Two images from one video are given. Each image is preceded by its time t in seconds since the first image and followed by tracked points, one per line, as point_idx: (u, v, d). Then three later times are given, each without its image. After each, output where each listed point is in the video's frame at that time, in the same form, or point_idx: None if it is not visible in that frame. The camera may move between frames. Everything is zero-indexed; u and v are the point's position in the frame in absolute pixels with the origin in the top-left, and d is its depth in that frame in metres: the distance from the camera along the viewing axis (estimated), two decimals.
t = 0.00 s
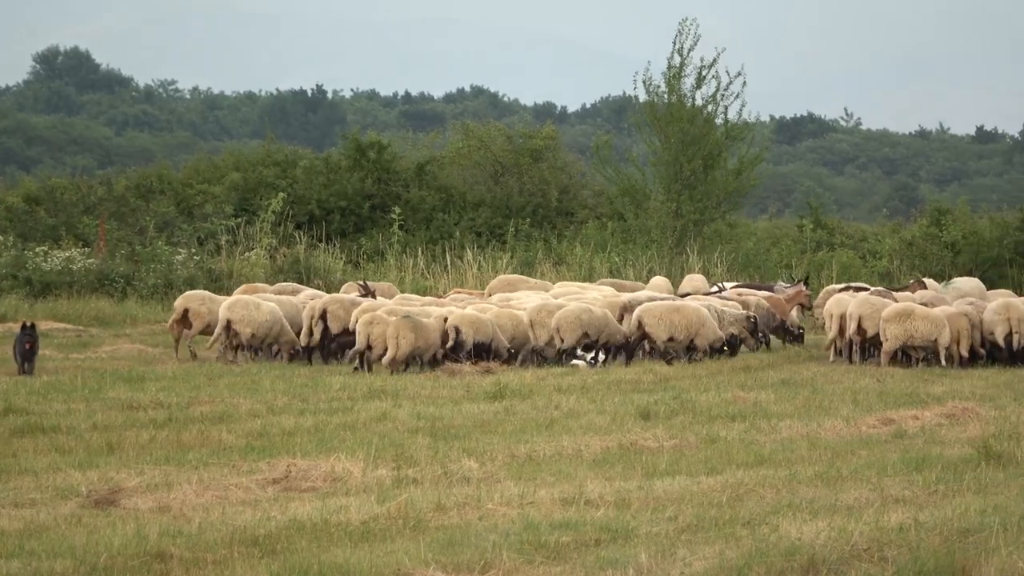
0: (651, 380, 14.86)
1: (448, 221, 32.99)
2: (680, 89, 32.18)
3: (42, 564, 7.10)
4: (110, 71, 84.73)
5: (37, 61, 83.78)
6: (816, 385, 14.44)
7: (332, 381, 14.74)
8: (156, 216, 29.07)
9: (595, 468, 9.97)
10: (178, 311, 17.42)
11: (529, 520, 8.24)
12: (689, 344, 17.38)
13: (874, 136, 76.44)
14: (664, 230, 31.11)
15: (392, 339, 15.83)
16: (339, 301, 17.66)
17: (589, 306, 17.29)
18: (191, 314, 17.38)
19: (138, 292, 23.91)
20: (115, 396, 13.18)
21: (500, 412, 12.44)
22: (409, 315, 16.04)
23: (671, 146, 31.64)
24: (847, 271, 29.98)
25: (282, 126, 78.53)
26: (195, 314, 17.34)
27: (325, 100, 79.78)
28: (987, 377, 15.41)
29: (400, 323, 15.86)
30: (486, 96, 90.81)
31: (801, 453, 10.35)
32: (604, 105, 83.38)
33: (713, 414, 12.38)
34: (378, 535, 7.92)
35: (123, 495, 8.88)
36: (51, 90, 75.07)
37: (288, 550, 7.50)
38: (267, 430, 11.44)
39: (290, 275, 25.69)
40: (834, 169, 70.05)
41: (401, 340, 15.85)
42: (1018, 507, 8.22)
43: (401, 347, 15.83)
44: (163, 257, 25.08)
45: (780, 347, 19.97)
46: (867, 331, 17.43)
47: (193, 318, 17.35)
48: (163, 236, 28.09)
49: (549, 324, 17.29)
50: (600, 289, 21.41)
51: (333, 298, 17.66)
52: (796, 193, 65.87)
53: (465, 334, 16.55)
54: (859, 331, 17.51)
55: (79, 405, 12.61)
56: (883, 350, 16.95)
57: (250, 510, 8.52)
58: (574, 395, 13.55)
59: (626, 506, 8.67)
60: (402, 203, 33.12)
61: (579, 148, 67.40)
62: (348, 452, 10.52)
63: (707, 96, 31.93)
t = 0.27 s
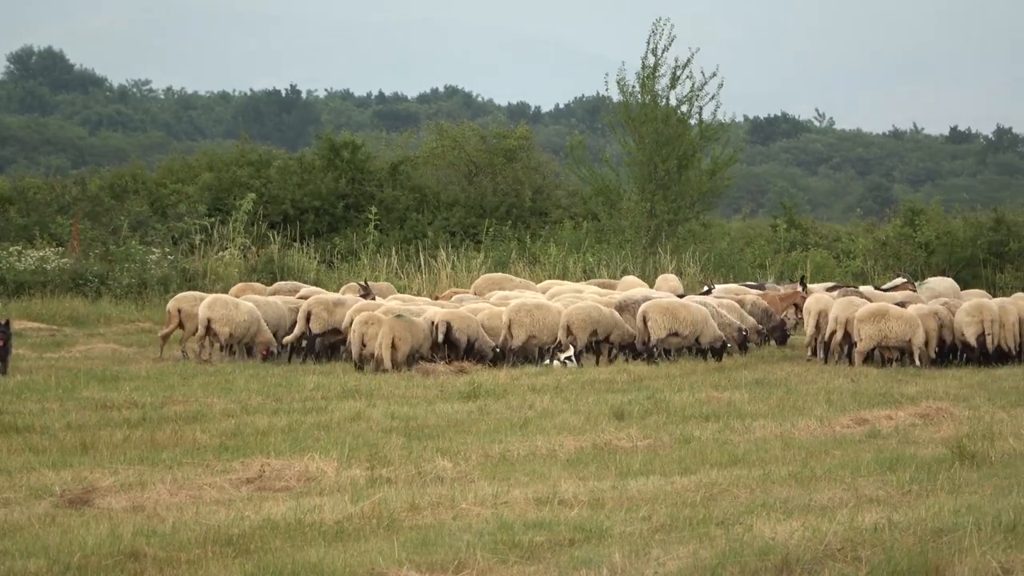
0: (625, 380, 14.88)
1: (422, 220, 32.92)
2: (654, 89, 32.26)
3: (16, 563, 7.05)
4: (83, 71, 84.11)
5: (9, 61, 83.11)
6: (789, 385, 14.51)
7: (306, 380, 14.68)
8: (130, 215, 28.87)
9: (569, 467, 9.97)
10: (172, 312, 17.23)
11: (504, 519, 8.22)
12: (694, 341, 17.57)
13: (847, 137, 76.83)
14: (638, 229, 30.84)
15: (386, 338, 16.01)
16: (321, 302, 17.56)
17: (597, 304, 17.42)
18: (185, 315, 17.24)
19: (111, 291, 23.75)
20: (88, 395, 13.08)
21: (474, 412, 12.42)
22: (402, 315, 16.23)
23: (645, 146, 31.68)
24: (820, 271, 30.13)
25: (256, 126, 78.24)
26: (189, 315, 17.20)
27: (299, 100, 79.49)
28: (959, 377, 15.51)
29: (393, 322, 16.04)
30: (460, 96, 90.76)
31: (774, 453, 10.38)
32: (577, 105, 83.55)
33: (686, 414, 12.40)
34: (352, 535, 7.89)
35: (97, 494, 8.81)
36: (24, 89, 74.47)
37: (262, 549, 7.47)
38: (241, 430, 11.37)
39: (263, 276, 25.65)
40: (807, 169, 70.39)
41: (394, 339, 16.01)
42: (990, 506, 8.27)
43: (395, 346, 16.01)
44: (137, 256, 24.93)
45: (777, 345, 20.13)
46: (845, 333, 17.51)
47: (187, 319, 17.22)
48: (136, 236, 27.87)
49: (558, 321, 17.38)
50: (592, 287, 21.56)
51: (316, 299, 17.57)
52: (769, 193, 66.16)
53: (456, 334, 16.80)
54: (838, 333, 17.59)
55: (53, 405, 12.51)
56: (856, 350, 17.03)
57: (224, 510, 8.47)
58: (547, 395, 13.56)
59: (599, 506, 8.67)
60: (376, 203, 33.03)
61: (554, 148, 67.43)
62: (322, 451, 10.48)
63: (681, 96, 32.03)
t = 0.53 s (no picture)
0: (602, 378, 14.89)
1: (399, 218, 32.81)
2: (630, 87, 32.30)
3: None
4: (59, 67, 83.45)
5: None
6: (766, 383, 14.55)
7: (282, 378, 14.63)
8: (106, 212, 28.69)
9: (546, 465, 9.96)
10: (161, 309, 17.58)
11: (479, 517, 8.21)
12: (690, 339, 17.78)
13: (824, 134, 77.16)
14: (615, 226, 31.42)
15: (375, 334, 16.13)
16: (306, 298, 17.80)
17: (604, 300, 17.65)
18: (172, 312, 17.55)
19: (87, 288, 23.59)
20: (64, 392, 12.99)
21: (451, 410, 12.41)
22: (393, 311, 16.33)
23: (622, 143, 31.71)
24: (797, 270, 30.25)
25: (233, 123, 77.93)
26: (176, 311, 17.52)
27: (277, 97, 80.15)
28: (934, 375, 15.60)
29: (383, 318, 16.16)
30: (437, 93, 90.62)
31: (751, 451, 10.41)
32: (554, 102, 83.62)
33: (662, 412, 12.42)
34: (327, 532, 7.86)
35: (72, 492, 8.75)
36: None
37: (239, 546, 7.44)
38: (217, 427, 11.31)
39: (240, 273, 25.47)
40: (784, 168, 70.77)
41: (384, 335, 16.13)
42: (965, 504, 8.32)
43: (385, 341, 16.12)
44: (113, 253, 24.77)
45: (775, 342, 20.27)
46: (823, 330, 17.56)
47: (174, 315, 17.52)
48: (112, 233, 27.69)
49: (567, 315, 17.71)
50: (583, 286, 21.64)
51: (301, 295, 17.81)
52: (746, 191, 66.35)
53: (445, 333, 16.79)
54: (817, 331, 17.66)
55: (28, 402, 12.41)
56: (834, 348, 17.09)
57: (200, 507, 8.43)
58: (524, 392, 13.56)
59: (576, 503, 8.68)
60: (353, 200, 32.93)
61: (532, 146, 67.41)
62: (298, 449, 10.45)
63: (658, 94, 32.08)
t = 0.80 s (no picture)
0: (581, 374, 14.91)
1: (378, 214, 32.79)
2: (609, 84, 32.32)
3: None
4: (36, 63, 82.77)
5: None
6: (745, 380, 14.60)
7: (261, 373, 14.57)
8: (85, 208, 28.51)
9: (524, 461, 9.96)
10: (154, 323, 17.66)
11: (457, 513, 8.20)
12: (692, 335, 17.79)
13: (803, 131, 77.42)
14: (594, 223, 31.42)
15: (363, 330, 16.28)
16: (291, 293, 17.42)
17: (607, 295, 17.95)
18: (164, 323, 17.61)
19: (65, 284, 23.43)
20: (42, 388, 12.90)
21: (429, 406, 12.39)
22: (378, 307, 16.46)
23: (601, 140, 31.75)
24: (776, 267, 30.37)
25: (212, 119, 77.54)
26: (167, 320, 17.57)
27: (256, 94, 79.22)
28: (912, 371, 15.69)
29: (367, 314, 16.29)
30: (416, 90, 90.43)
31: (729, 448, 10.44)
32: (534, 99, 83.61)
33: (642, 408, 12.44)
34: (305, 528, 7.83)
35: (51, 487, 8.70)
36: None
37: (217, 542, 7.41)
38: (195, 423, 11.26)
39: (219, 269, 25.30)
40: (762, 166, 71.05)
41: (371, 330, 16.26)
42: (944, 501, 8.36)
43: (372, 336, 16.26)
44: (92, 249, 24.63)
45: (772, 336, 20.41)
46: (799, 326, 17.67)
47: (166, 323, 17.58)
48: (91, 229, 27.51)
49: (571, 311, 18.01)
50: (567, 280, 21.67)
51: (285, 290, 17.43)
52: (725, 188, 66.53)
53: (429, 326, 16.83)
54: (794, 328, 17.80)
55: (5, 398, 12.31)
56: (812, 345, 17.18)
57: (178, 503, 8.40)
58: (503, 389, 13.56)
59: (555, 500, 8.68)
60: (332, 196, 32.84)
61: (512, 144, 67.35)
62: (277, 445, 10.41)
63: (638, 90, 32.11)
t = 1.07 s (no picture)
0: (557, 370, 14.92)
1: (353, 210, 32.75)
2: (587, 80, 32.37)
3: None
4: (10, 58, 82.03)
5: None
6: (721, 375, 14.65)
7: (238, 369, 14.50)
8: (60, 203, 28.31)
9: (500, 457, 9.95)
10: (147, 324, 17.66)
11: (434, 509, 8.19)
12: (688, 331, 17.88)
13: (779, 127, 77.71)
14: (570, 219, 31.28)
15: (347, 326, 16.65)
16: (268, 290, 17.28)
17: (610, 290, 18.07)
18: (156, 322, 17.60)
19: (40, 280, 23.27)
20: (17, 384, 12.79)
21: (405, 402, 12.37)
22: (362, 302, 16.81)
23: (578, 136, 31.82)
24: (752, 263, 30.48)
25: (188, 115, 77.07)
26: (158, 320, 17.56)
27: (232, 89, 78.75)
28: (888, 367, 15.78)
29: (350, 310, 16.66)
30: (392, 85, 90.25)
31: (705, 444, 10.47)
32: (510, 95, 83.58)
33: (618, 404, 12.46)
34: (281, 524, 7.80)
35: (27, 483, 8.64)
36: None
37: (194, 538, 7.37)
38: (172, 419, 11.20)
39: (194, 265, 25.09)
40: (738, 161, 71.28)
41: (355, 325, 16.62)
42: (920, 497, 8.41)
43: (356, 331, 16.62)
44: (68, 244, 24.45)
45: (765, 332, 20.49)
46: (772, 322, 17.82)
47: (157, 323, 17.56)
48: (67, 225, 27.33)
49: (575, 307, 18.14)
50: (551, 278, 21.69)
51: (262, 287, 17.30)
52: (700, 183, 66.71)
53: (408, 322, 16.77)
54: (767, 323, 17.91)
55: None
56: (788, 341, 17.24)
57: (154, 499, 8.35)
58: (479, 384, 13.56)
59: (531, 495, 8.69)
60: (308, 192, 32.74)
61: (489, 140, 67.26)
62: (253, 440, 10.37)
63: (615, 87, 32.17)
